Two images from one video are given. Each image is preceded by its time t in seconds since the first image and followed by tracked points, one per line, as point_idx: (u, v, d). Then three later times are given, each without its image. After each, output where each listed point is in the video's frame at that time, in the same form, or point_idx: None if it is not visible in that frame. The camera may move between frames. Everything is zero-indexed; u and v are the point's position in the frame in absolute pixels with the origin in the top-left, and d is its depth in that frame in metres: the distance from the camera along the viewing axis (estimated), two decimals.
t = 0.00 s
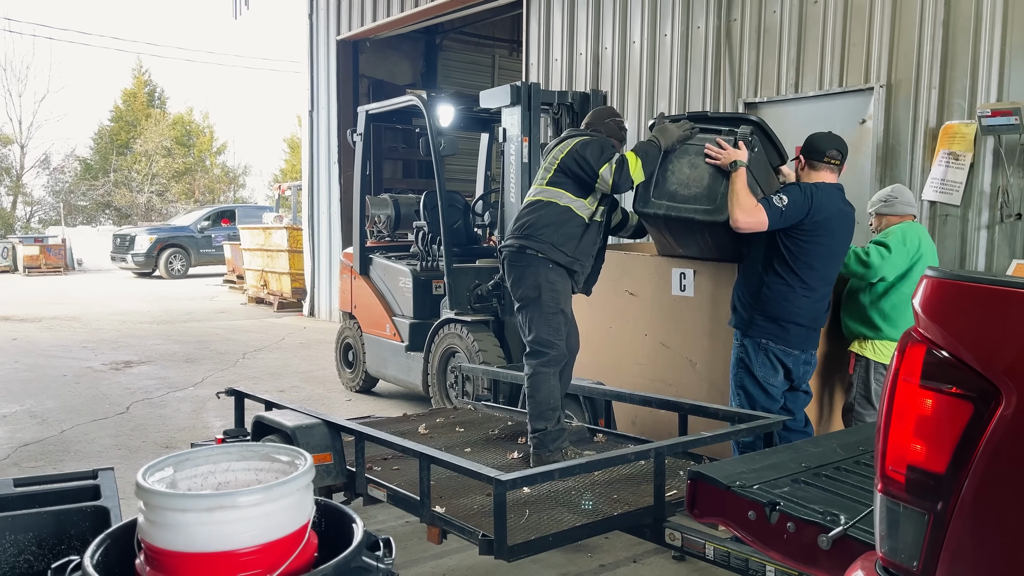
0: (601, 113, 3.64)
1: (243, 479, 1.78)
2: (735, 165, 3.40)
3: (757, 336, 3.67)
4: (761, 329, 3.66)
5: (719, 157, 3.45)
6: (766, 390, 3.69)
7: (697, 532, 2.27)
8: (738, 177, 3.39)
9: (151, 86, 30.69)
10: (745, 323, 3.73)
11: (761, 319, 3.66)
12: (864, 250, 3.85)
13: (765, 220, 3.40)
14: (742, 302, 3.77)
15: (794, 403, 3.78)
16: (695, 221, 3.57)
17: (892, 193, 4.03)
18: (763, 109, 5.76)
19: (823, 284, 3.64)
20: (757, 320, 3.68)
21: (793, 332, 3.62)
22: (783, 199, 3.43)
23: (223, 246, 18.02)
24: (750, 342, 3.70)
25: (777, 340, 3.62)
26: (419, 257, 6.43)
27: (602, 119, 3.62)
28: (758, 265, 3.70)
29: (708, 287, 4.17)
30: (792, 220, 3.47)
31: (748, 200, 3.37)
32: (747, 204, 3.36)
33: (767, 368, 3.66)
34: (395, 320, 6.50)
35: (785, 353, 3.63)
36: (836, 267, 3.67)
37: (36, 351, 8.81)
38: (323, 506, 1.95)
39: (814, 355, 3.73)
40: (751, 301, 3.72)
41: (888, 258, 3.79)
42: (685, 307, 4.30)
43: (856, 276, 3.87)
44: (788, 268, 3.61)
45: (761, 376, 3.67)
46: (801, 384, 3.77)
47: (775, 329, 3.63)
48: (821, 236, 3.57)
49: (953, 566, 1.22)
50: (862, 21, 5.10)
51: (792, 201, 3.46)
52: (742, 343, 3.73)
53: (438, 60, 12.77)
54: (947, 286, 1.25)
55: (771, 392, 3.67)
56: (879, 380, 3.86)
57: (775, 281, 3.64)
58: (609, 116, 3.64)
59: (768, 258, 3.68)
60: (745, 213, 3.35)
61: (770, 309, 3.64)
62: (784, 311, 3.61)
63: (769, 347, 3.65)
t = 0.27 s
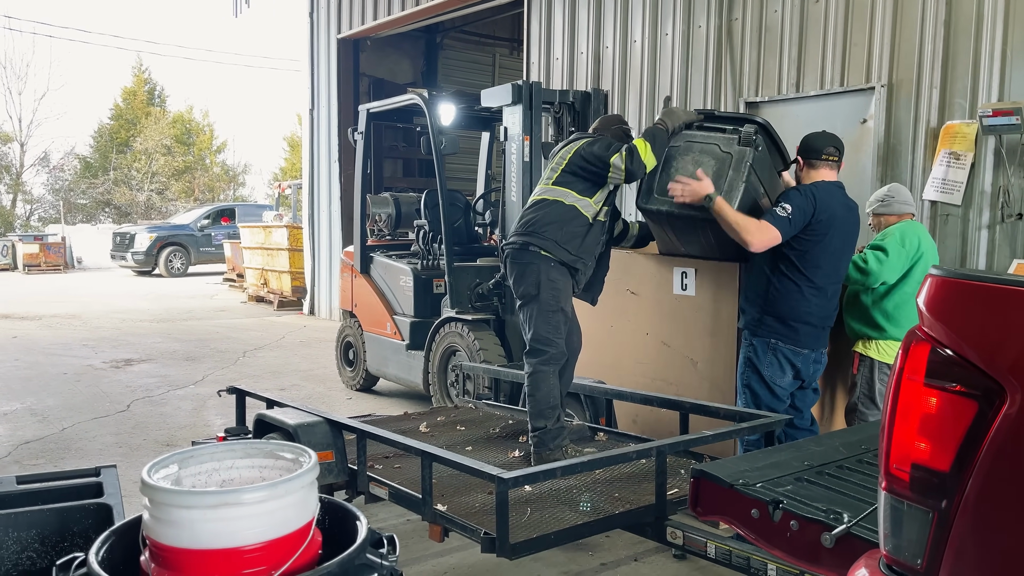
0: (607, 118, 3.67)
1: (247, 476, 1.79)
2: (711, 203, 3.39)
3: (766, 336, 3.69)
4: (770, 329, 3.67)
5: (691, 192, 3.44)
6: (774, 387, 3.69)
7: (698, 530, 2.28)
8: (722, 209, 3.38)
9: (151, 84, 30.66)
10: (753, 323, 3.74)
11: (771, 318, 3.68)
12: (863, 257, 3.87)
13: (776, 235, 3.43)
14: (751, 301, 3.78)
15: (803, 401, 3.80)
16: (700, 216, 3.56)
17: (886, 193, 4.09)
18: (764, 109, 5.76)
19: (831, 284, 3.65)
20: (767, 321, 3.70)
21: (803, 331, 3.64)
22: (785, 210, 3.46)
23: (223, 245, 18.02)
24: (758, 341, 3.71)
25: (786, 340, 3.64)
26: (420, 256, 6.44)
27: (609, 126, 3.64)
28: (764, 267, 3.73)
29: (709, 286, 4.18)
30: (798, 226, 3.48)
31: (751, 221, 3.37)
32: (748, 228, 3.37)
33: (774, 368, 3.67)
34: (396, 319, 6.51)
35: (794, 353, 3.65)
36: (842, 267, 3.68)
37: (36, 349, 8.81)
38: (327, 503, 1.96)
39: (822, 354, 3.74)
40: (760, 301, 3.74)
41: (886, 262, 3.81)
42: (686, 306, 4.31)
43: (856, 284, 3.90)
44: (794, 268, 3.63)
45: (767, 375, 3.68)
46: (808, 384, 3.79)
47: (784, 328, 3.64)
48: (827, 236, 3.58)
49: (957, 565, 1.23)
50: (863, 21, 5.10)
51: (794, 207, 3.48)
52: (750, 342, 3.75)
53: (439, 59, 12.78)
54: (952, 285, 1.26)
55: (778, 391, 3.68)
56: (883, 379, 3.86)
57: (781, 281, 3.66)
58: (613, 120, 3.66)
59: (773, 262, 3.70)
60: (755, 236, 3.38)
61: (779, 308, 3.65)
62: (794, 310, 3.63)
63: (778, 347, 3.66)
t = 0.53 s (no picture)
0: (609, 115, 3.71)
1: (251, 475, 1.79)
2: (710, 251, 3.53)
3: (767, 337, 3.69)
4: (771, 330, 3.68)
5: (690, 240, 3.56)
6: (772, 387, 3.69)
7: (700, 530, 2.28)
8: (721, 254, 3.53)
9: (151, 84, 30.65)
10: (757, 322, 3.75)
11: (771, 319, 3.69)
12: (862, 262, 3.92)
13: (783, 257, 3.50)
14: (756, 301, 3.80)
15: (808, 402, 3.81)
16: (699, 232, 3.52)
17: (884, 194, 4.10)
18: (765, 109, 5.76)
19: (833, 285, 3.66)
20: (769, 324, 3.70)
21: (803, 332, 3.63)
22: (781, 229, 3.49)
23: (223, 245, 18.01)
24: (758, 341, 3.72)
25: (786, 340, 3.63)
26: (421, 256, 6.44)
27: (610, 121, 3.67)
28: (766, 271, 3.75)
29: (711, 286, 4.19)
30: (798, 238, 3.50)
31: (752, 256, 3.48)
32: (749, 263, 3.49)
33: (773, 368, 3.67)
34: (396, 319, 6.51)
35: (794, 353, 3.64)
36: (845, 267, 3.69)
37: (36, 348, 8.81)
38: (330, 502, 1.96)
39: (827, 355, 3.73)
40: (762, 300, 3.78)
41: (884, 266, 3.84)
42: (688, 306, 4.31)
43: (856, 288, 3.96)
44: (796, 270, 3.65)
45: (765, 375, 3.68)
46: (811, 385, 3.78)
47: (785, 329, 3.64)
48: (828, 238, 3.59)
49: (961, 564, 1.23)
50: (864, 21, 5.11)
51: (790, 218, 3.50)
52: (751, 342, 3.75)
53: (439, 59, 12.79)
54: (956, 284, 1.26)
55: (772, 392, 3.68)
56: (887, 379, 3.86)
57: (782, 283, 3.68)
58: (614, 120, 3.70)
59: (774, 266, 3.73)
60: (764, 268, 3.49)
61: (781, 309, 3.66)
62: (795, 310, 3.63)
63: (778, 348, 3.66)
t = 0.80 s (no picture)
0: (610, 126, 3.62)
1: (251, 477, 1.79)
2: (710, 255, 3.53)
3: (768, 339, 3.70)
4: (770, 332, 3.68)
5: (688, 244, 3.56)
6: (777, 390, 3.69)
7: (700, 532, 2.28)
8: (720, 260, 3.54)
9: (151, 84, 30.65)
10: (756, 322, 3.76)
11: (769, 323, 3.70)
12: (863, 263, 3.91)
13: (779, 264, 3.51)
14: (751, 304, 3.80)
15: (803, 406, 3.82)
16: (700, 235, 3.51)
17: (883, 195, 4.10)
18: (765, 111, 5.77)
19: (829, 285, 3.67)
20: (766, 324, 3.71)
21: (801, 334, 3.64)
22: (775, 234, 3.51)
23: (223, 246, 18.01)
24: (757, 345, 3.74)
25: (784, 342, 3.64)
26: (421, 257, 6.45)
27: (612, 127, 3.62)
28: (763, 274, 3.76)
29: (710, 289, 4.19)
30: (794, 243, 3.51)
31: (748, 264, 3.50)
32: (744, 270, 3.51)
33: (775, 370, 3.67)
34: (396, 320, 6.52)
35: (794, 355, 3.65)
36: (842, 268, 3.70)
37: (36, 349, 8.80)
38: (330, 504, 1.97)
39: (822, 356, 3.75)
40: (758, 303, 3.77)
41: (885, 268, 3.84)
42: (688, 308, 4.31)
43: (855, 289, 3.95)
44: (792, 272, 3.66)
45: (769, 377, 3.69)
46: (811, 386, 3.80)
47: (782, 332, 3.65)
48: (825, 239, 3.60)
49: (961, 566, 1.23)
50: (864, 23, 5.11)
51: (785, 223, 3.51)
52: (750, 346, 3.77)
53: (440, 60, 12.80)
54: (955, 288, 1.27)
55: (780, 392, 3.68)
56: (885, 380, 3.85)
57: (780, 286, 3.68)
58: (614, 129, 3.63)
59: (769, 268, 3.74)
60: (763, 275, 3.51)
61: (779, 312, 3.67)
62: (792, 311, 3.64)
63: (777, 350, 3.67)
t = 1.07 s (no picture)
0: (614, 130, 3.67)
1: (249, 478, 1.79)
2: (716, 230, 3.52)
3: (768, 340, 3.69)
4: (768, 333, 3.69)
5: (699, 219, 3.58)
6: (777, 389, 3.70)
7: (698, 534, 2.28)
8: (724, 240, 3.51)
9: (152, 86, 30.67)
10: (756, 323, 3.76)
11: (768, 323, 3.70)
12: (865, 266, 3.91)
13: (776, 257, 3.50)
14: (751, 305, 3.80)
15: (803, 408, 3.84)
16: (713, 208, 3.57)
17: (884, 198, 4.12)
18: (765, 113, 5.77)
19: (831, 287, 3.67)
20: (765, 324, 3.71)
21: (802, 334, 3.64)
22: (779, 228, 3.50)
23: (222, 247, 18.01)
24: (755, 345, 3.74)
25: (784, 343, 3.64)
26: (420, 259, 6.45)
27: (617, 133, 3.65)
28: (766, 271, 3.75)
29: (709, 290, 4.18)
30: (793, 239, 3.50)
31: (748, 248, 3.48)
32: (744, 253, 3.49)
33: (775, 370, 3.67)
34: (395, 321, 6.52)
35: (794, 355, 3.65)
36: (843, 270, 3.70)
37: (36, 350, 8.80)
38: (328, 506, 1.96)
39: (824, 356, 3.74)
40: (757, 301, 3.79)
41: (888, 271, 3.84)
42: (687, 310, 4.31)
43: (857, 291, 3.95)
44: (794, 273, 3.65)
45: (770, 377, 3.69)
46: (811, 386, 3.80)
47: (782, 333, 3.64)
48: (826, 241, 3.61)
49: (958, 570, 1.23)
50: (863, 26, 5.12)
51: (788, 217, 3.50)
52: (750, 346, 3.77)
53: (440, 62, 12.81)
54: (953, 290, 1.27)
55: (779, 392, 3.69)
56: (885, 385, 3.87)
57: (779, 286, 3.68)
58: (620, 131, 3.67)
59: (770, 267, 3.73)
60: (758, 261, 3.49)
61: (779, 312, 3.67)
62: (792, 313, 3.64)
63: (777, 350, 3.67)
